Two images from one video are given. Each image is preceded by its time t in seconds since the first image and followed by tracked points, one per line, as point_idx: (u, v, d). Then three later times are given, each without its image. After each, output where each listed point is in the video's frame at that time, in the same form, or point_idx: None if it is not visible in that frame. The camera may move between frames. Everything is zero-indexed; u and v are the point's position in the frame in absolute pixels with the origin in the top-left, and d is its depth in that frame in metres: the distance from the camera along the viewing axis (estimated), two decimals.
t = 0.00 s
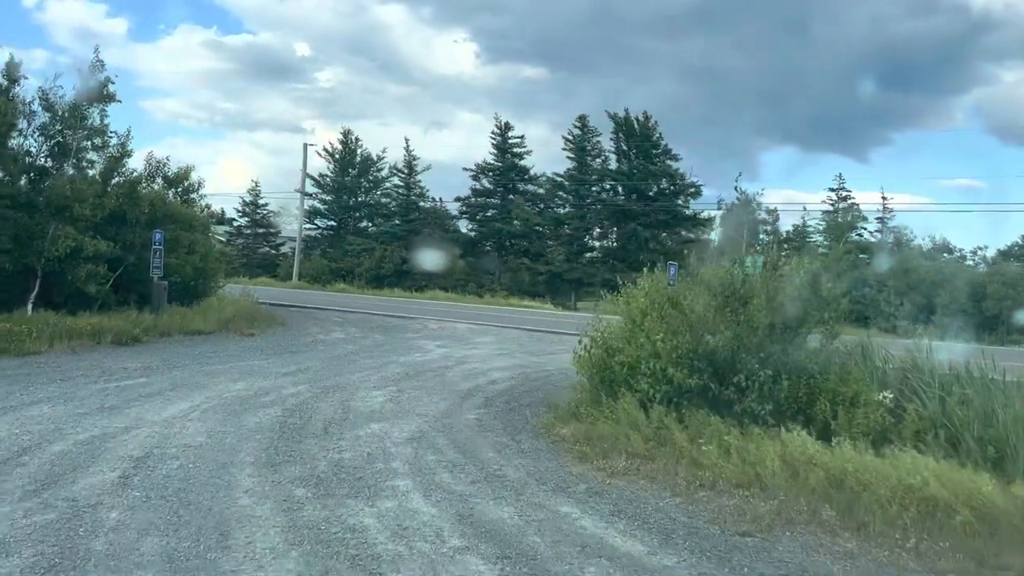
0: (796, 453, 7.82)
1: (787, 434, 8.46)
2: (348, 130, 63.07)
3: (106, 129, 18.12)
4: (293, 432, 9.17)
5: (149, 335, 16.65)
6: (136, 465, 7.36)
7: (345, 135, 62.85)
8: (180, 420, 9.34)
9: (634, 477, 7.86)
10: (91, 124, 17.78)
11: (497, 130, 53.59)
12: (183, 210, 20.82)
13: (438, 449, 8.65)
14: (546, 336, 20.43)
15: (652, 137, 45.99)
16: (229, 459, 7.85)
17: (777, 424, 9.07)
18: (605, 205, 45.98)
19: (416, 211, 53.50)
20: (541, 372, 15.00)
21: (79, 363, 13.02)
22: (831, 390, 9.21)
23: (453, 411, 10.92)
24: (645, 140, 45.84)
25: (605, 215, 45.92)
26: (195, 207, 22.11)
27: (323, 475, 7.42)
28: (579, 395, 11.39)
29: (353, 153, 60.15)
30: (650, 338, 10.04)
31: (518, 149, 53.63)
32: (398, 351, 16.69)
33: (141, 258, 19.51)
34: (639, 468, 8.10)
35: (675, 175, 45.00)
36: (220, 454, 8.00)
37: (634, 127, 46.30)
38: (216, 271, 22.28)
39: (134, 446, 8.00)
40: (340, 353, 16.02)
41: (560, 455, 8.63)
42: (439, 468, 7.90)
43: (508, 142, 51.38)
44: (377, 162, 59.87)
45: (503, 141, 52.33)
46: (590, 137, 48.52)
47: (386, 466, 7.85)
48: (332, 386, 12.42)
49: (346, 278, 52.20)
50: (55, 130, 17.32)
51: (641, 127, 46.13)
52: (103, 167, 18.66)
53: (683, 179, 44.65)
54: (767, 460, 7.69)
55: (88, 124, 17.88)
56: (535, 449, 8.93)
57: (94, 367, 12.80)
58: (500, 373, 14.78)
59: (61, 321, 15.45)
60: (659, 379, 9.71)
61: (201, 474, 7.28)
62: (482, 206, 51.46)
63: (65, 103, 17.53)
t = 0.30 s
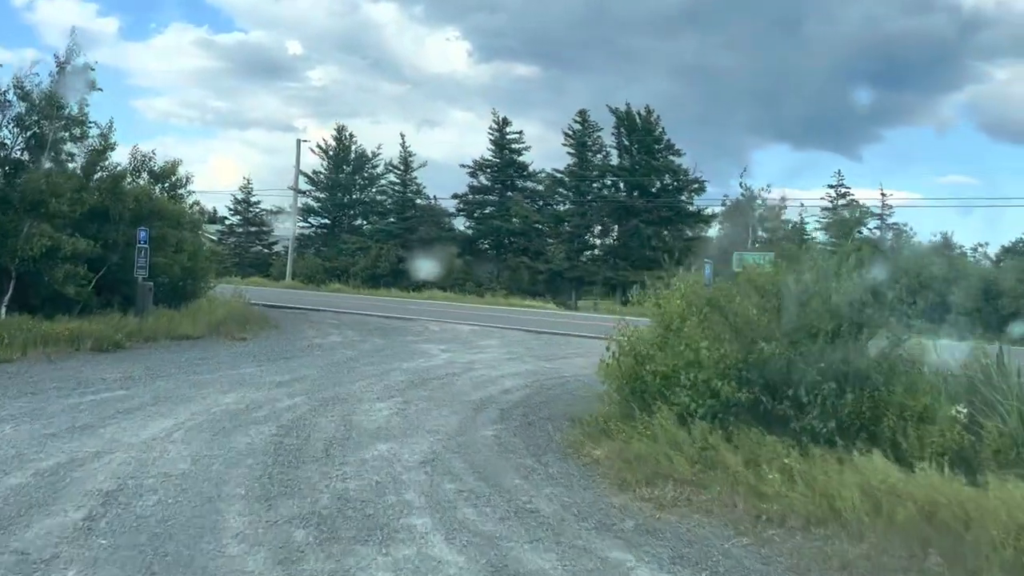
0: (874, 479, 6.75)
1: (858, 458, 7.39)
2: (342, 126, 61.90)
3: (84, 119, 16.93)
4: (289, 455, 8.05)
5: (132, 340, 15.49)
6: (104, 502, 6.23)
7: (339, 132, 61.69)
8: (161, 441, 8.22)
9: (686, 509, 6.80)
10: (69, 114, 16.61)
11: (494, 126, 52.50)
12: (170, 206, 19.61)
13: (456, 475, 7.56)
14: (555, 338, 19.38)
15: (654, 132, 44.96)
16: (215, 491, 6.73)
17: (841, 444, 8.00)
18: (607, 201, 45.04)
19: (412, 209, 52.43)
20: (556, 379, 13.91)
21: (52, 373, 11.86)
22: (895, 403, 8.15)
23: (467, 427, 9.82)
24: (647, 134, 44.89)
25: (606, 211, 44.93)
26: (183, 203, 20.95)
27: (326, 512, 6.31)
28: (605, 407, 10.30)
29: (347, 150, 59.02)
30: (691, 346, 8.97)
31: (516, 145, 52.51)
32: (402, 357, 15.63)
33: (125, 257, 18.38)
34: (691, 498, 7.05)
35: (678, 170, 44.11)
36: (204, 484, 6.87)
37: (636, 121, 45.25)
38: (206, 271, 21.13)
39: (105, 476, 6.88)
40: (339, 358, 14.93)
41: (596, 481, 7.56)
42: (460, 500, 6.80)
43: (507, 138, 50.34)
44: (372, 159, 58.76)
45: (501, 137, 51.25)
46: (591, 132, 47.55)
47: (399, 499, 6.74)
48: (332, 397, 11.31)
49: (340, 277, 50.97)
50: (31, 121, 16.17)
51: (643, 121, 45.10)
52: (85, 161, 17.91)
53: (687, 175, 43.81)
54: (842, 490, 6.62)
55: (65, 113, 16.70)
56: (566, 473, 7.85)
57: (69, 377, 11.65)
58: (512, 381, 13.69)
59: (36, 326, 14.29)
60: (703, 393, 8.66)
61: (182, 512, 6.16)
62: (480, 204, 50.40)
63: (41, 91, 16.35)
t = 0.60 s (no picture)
0: (984, 514, 5.68)
1: (954, 492, 6.31)
2: (334, 122, 60.74)
3: (61, 107, 15.83)
4: (286, 484, 6.96)
5: (114, 346, 14.36)
6: (65, 553, 5.14)
7: (332, 128, 60.55)
8: (137, 468, 7.10)
9: (758, 552, 5.78)
10: (43, 102, 15.53)
11: (491, 122, 51.46)
12: (156, 201, 18.35)
13: (482, 509, 6.48)
14: (564, 341, 18.36)
15: (655, 127, 44.02)
16: (200, 534, 5.63)
17: (923, 471, 6.95)
18: (607, 198, 44.10)
19: (407, 206, 51.33)
20: (571, 388, 12.85)
21: (22, 385, 10.71)
22: (981, 421, 7.18)
23: (486, 445, 8.74)
24: (648, 129, 43.95)
25: (607, 208, 43.93)
26: (169, 199, 19.79)
27: (333, 562, 5.25)
28: (638, 420, 9.25)
29: (340, 147, 57.88)
30: (739, 355, 7.92)
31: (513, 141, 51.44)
32: (405, 362, 14.57)
33: (107, 256, 17.24)
34: (762, 539, 6.02)
35: (680, 166, 43.35)
36: (184, 525, 5.76)
37: (637, 116, 44.31)
38: (194, 270, 19.98)
39: (67, 517, 5.77)
40: (337, 365, 13.84)
41: (646, 515, 6.51)
42: (492, 543, 5.73)
43: (504, 133, 49.28)
44: (366, 155, 57.57)
45: (497, 132, 50.21)
46: (590, 128, 46.54)
47: (419, 542, 5.68)
48: (332, 410, 10.22)
49: (334, 277, 49.76)
50: (5, 110, 15.26)
51: (643, 116, 44.19)
52: (64, 154, 17.13)
53: (689, 170, 43.07)
54: (947, 532, 5.56)
55: (40, 102, 15.63)
56: (608, 504, 6.80)
57: (40, 389, 10.50)
58: (525, 390, 12.62)
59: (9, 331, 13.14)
60: (758, 409, 7.64)
61: (160, 564, 5.08)
62: (476, 200, 49.17)
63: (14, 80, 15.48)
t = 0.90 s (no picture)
0: None
1: None
2: (325, 118, 59.53)
3: (33, 95, 14.68)
4: (284, 524, 5.90)
5: (91, 353, 13.26)
6: None
7: (322, 124, 59.33)
8: (106, 505, 6.04)
9: None
10: (13, 89, 14.37)
11: (485, 118, 50.38)
12: (137, 197, 17.24)
13: (519, 558, 5.44)
14: (573, 346, 17.29)
15: (654, 123, 43.06)
16: None
17: None
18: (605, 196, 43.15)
19: (399, 204, 50.20)
20: (590, 399, 11.78)
21: None
22: None
23: (508, 470, 7.70)
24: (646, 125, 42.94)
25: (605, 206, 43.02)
26: (153, 195, 18.68)
27: None
28: (676, 439, 8.23)
29: (331, 143, 56.70)
30: (800, 367, 6.93)
31: (507, 137, 50.38)
32: (407, 370, 13.50)
33: (85, 255, 16.15)
34: None
35: (680, 163, 42.58)
36: None
37: (635, 111, 43.32)
38: (179, 271, 18.84)
39: None
40: (333, 373, 12.75)
41: (711, 565, 5.51)
42: None
43: (499, 130, 48.19)
44: (357, 152, 56.42)
45: (492, 129, 49.15)
46: (586, 124, 45.50)
47: None
48: (332, 427, 9.16)
49: (325, 276, 48.60)
50: None
51: (642, 112, 43.20)
52: (38, 148, 16.09)
53: (689, 167, 42.32)
54: None
55: (10, 89, 14.46)
56: (664, 548, 5.80)
57: (4, 404, 9.39)
58: (540, 401, 11.55)
59: None
60: (826, 431, 6.66)
61: None
62: (470, 198, 48.06)
63: None
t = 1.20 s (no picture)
0: None
1: None
2: (310, 113, 58.21)
3: None
4: None
5: (56, 360, 12.09)
6: None
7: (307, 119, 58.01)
8: (51, 561, 4.92)
9: None
10: None
11: (475, 113, 49.24)
12: (111, 191, 16.04)
13: None
14: (578, 350, 16.32)
15: (649, 119, 42.08)
16: None
17: None
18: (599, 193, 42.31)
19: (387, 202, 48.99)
20: (606, 411, 10.78)
21: None
22: None
23: (531, 502, 6.64)
24: (641, 120, 42.00)
25: (600, 203, 42.14)
26: (128, 188, 17.47)
27: None
28: (726, 461, 7.15)
29: (317, 139, 55.41)
30: (883, 385, 5.90)
31: (498, 133, 49.30)
32: (405, 377, 12.46)
33: (52, 253, 14.93)
34: None
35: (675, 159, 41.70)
36: None
37: (630, 107, 42.19)
38: (156, 269, 17.64)
39: None
40: (322, 383, 11.65)
41: None
42: None
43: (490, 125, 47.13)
44: (343, 148, 55.17)
45: (482, 124, 48.05)
46: (579, 119, 44.52)
47: None
48: (324, 449, 8.08)
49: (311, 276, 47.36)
50: None
51: (637, 107, 42.19)
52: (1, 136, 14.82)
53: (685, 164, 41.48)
54: None
55: None
56: None
57: None
58: (553, 412, 10.52)
59: None
60: (916, 462, 5.67)
61: None
62: (460, 195, 46.97)
63: None
